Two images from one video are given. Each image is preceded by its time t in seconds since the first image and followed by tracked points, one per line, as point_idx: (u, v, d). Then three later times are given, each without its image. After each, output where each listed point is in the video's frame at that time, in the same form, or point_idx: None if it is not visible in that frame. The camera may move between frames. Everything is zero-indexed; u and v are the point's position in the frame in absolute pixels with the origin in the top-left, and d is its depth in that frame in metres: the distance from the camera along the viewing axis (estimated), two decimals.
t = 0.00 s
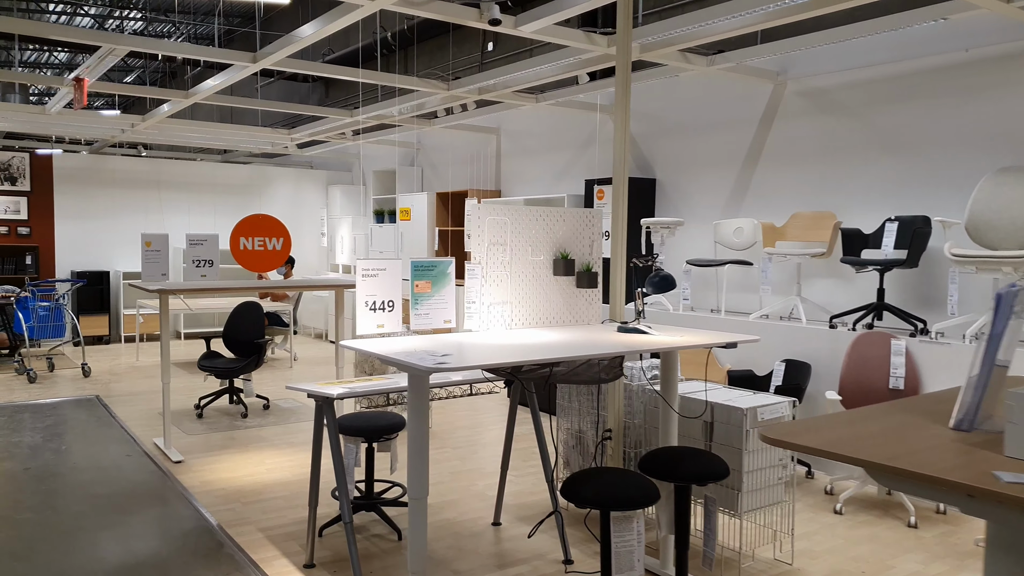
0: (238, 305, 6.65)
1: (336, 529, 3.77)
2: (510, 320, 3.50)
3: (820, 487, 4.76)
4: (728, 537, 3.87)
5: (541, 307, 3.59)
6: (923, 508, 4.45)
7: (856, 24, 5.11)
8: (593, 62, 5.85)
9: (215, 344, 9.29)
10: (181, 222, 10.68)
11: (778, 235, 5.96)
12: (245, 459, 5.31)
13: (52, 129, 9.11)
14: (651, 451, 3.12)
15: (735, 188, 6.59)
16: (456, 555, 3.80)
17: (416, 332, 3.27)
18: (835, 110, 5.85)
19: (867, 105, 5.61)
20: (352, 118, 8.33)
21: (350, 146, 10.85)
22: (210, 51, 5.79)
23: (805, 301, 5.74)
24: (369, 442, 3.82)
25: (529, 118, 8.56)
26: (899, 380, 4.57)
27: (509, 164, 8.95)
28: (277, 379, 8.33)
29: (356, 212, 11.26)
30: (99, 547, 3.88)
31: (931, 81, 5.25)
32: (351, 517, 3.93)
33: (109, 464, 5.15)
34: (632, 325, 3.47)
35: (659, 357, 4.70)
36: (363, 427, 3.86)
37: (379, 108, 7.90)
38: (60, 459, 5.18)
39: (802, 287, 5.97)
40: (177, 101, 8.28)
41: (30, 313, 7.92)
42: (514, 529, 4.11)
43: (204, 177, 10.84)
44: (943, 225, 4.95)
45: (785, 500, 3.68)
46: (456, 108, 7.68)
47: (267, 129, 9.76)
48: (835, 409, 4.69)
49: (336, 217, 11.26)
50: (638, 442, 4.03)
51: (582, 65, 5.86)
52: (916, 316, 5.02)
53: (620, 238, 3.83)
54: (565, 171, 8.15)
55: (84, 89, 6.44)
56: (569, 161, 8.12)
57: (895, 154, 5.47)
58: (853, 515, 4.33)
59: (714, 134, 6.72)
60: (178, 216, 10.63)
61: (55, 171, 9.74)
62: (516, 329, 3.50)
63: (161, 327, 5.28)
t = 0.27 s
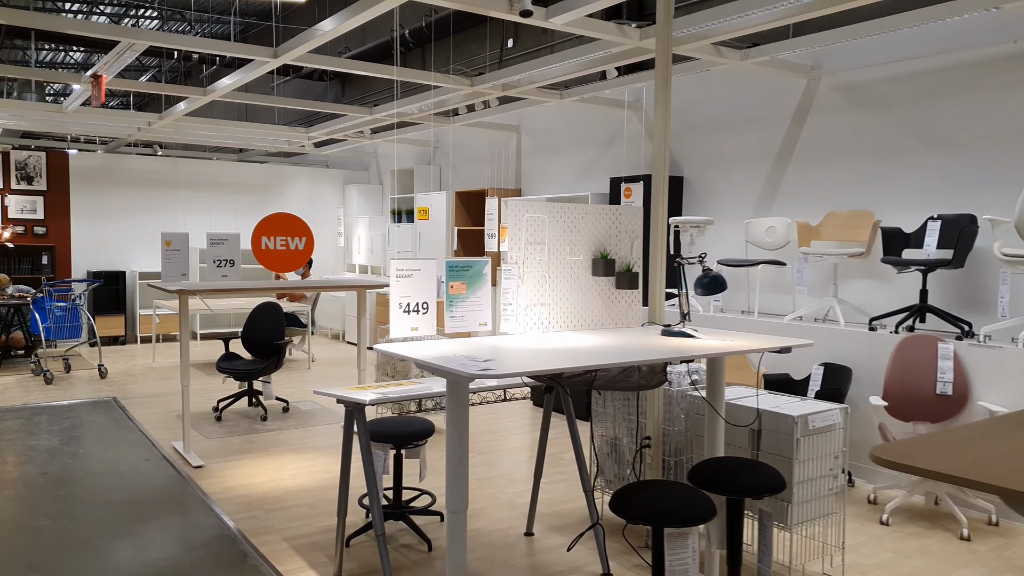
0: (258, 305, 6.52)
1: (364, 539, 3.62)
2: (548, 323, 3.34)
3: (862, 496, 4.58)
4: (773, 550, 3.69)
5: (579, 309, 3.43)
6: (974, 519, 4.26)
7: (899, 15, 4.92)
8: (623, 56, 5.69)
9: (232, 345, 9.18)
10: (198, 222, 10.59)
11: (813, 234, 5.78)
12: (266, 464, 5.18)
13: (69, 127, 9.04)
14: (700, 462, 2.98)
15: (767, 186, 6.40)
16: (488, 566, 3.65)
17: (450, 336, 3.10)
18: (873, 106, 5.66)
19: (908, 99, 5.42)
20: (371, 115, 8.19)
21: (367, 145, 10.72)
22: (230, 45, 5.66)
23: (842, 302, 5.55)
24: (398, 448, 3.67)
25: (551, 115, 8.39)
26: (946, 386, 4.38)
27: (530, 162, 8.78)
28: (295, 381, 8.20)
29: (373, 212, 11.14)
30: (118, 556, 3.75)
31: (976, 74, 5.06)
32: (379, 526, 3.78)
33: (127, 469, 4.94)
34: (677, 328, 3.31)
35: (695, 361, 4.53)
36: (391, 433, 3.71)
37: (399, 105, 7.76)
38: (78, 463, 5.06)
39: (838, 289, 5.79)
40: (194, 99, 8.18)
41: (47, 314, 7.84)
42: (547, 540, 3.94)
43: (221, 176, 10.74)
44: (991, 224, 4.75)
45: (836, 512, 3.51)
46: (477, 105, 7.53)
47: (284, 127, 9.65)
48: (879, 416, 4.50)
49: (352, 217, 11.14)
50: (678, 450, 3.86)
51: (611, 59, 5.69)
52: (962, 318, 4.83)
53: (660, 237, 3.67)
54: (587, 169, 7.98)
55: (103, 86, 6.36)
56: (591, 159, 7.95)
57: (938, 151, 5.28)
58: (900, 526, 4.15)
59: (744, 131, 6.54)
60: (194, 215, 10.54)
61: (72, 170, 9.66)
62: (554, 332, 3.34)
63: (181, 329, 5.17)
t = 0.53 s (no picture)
0: (275, 307, 6.40)
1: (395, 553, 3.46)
2: (590, 326, 3.17)
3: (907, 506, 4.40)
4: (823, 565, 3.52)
5: (623, 312, 3.26)
6: None
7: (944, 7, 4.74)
8: (654, 50, 5.52)
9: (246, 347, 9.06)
10: (211, 222, 10.47)
11: (848, 234, 5.60)
12: (287, 470, 5.03)
13: (83, 126, 8.93)
14: (756, 475, 2.83)
15: (798, 185, 6.23)
16: None
17: (490, 341, 2.94)
18: (911, 102, 5.48)
19: (949, 95, 5.24)
20: (389, 113, 8.05)
21: (382, 144, 10.59)
22: (249, 40, 5.53)
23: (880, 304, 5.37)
24: (430, 456, 3.51)
25: (572, 113, 8.23)
26: (997, 393, 4.21)
27: (549, 161, 8.62)
28: (311, 384, 8.07)
29: (387, 212, 11.01)
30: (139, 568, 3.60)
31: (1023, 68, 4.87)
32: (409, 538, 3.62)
33: (145, 474, 4.76)
34: (727, 333, 3.15)
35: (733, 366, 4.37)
36: (423, 441, 3.56)
37: (418, 103, 7.61)
38: (95, 469, 4.92)
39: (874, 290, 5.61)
40: (209, 97, 8.05)
41: (60, 315, 7.72)
42: (584, 553, 3.77)
43: (235, 176, 10.62)
44: None
45: (891, 527, 3.33)
46: (498, 102, 7.38)
47: (300, 126, 9.52)
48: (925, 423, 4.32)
49: (367, 216, 11.01)
50: (721, 459, 3.70)
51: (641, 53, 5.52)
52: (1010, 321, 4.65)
53: (704, 237, 3.51)
54: (609, 167, 7.82)
55: (119, 83, 6.24)
56: (613, 157, 7.78)
57: (982, 148, 5.10)
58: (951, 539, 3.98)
59: (774, 128, 6.36)
60: (208, 215, 10.42)
61: (85, 169, 9.55)
62: (597, 335, 3.18)
63: (200, 331, 5.03)
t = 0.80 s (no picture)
0: (288, 309, 6.29)
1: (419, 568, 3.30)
2: (625, 332, 3.01)
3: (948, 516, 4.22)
4: None
5: (660, 316, 3.10)
6: None
7: None
8: (680, 45, 5.35)
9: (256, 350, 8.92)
10: (220, 223, 10.33)
11: (878, 234, 5.43)
12: (301, 478, 4.88)
13: (90, 125, 8.80)
14: (808, 489, 2.66)
15: (823, 184, 6.06)
16: None
17: (523, 348, 2.78)
18: (942, 97, 5.31)
19: (985, 90, 5.07)
20: (402, 112, 7.89)
21: (392, 143, 10.44)
22: (262, 36, 5.38)
23: (912, 306, 5.20)
24: (457, 466, 3.35)
25: (588, 111, 8.08)
26: None
27: (564, 160, 8.47)
28: (323, 387, 7.92)
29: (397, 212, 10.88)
30: None
31: None
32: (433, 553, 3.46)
33: (158, 484, 4.62)
34: (771, 339, 2.99)
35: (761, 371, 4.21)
36: (449, 450, 3.40)
37: (432, 100, 7.45)
38: (104, 477, 4.77)
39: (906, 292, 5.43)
40: (218, 95, 7.91)
41: (68, 317, 7.59)
42: (617, 567, 3.60)
43: (243, 175, 10.48)
44: None
45: (944, 542, 3.16)
46: (514, 99, 7.22)
47: (310, 124, 9.37)
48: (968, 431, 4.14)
49: (376, 217, 10.88)
50: (758, 469, 3.54)
51: (666, 47, 5.37)
52: None
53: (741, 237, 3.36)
54: (626, 166, 7.65)
55: (128, 81, 6.11)
56: (630, 156, 7.62)
57: (1019, 144, 4.93)
58: (998, 551, 3.80)
59: (798, 125, 6.20)
60: (217, 216, 10.29)
61: (92, 169, 9.42)
62: (632, 342, 3.01)
63: (212, 336, 4.89)
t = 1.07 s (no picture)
0: (296, 309, 6.15)
1: None
2: (660, 335, 2.84)
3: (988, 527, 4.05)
4: None
5: (698, 318, 2.94)
6: None
7: None
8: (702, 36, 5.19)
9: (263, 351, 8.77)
10: (226, 222, 10.18)
11: (907, 233, 5.26)
12: (312, 485, 4.72)
13: (94, 122, 8.64)
14: (862, 502, 2.50)
15: (847, 181, 5.90)
16: None
17: (556, 351, 2.61)
18: (973, 91, 5.14)
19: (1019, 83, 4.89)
20: (412, 108, 7.73)
21: (401, 141, 10.29)
22: (271, 28, 5.21)
23: (943, 307, 5.03)
24: (481, 474, 3.19)
25: (602, 108, 7.91)
26: None
27: (576, 157, 8.31)
28: (331, 390, 7.76)
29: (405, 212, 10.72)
30: None
31: None
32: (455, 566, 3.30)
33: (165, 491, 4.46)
34: (818, 343, 2.83)
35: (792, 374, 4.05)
36: (471, 457, 3.23)
37: (444, 96, 7.29)
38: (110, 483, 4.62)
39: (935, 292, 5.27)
40: (225, 90, 7.75)
41: (71, 318, 7.43)
42: None
43: (249, 174, 10.32)
44: None
45: (997, 557, 2.99)
46: (527, 95, 7.06)
47: (317, 122, 9.22)
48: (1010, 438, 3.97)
49: (384, 216, 10.73)
50: (797, 478, 3.36)
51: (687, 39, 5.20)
52: None
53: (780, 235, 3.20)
54: (642, 163, 7.49)
55: (133, 75, 5.95)
56: (645, 153, 7.46)
57: None
58: None
59: (821, 121, 6.04)
60: (222, 215, 10.14)
61: (95, 167, 9.26)
62: (668, 345, 2.84)
63: (221, 338, 4.74)
